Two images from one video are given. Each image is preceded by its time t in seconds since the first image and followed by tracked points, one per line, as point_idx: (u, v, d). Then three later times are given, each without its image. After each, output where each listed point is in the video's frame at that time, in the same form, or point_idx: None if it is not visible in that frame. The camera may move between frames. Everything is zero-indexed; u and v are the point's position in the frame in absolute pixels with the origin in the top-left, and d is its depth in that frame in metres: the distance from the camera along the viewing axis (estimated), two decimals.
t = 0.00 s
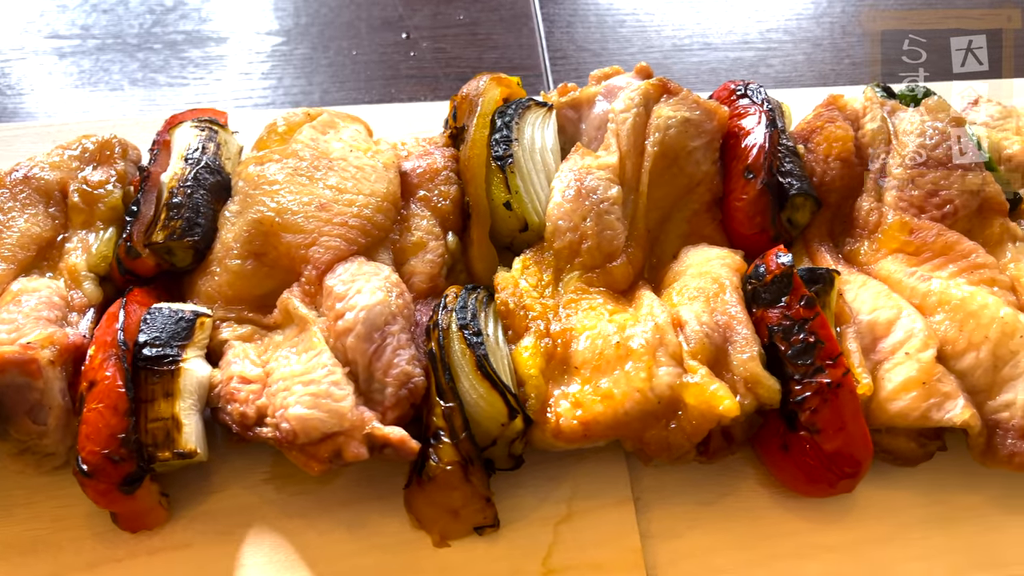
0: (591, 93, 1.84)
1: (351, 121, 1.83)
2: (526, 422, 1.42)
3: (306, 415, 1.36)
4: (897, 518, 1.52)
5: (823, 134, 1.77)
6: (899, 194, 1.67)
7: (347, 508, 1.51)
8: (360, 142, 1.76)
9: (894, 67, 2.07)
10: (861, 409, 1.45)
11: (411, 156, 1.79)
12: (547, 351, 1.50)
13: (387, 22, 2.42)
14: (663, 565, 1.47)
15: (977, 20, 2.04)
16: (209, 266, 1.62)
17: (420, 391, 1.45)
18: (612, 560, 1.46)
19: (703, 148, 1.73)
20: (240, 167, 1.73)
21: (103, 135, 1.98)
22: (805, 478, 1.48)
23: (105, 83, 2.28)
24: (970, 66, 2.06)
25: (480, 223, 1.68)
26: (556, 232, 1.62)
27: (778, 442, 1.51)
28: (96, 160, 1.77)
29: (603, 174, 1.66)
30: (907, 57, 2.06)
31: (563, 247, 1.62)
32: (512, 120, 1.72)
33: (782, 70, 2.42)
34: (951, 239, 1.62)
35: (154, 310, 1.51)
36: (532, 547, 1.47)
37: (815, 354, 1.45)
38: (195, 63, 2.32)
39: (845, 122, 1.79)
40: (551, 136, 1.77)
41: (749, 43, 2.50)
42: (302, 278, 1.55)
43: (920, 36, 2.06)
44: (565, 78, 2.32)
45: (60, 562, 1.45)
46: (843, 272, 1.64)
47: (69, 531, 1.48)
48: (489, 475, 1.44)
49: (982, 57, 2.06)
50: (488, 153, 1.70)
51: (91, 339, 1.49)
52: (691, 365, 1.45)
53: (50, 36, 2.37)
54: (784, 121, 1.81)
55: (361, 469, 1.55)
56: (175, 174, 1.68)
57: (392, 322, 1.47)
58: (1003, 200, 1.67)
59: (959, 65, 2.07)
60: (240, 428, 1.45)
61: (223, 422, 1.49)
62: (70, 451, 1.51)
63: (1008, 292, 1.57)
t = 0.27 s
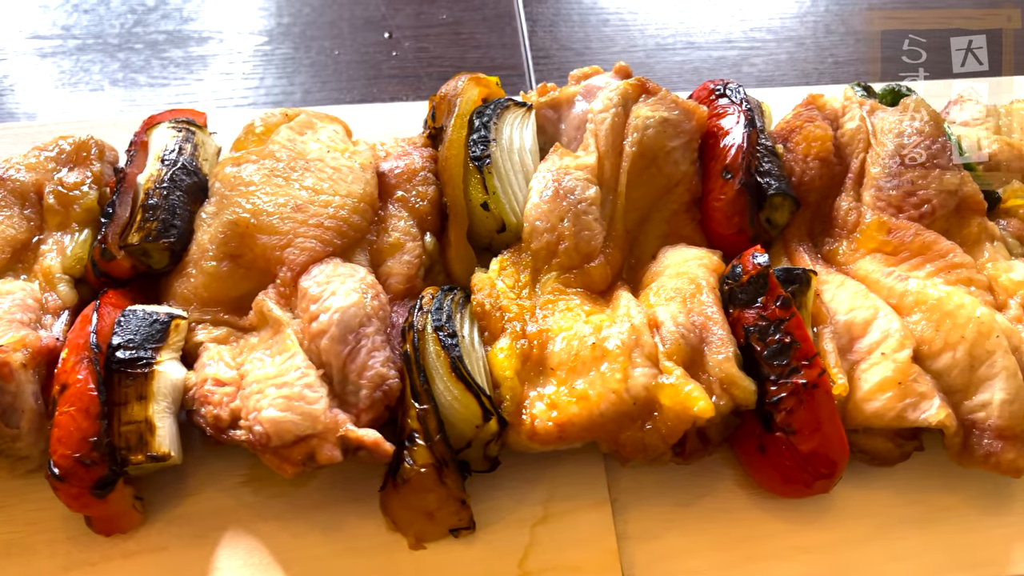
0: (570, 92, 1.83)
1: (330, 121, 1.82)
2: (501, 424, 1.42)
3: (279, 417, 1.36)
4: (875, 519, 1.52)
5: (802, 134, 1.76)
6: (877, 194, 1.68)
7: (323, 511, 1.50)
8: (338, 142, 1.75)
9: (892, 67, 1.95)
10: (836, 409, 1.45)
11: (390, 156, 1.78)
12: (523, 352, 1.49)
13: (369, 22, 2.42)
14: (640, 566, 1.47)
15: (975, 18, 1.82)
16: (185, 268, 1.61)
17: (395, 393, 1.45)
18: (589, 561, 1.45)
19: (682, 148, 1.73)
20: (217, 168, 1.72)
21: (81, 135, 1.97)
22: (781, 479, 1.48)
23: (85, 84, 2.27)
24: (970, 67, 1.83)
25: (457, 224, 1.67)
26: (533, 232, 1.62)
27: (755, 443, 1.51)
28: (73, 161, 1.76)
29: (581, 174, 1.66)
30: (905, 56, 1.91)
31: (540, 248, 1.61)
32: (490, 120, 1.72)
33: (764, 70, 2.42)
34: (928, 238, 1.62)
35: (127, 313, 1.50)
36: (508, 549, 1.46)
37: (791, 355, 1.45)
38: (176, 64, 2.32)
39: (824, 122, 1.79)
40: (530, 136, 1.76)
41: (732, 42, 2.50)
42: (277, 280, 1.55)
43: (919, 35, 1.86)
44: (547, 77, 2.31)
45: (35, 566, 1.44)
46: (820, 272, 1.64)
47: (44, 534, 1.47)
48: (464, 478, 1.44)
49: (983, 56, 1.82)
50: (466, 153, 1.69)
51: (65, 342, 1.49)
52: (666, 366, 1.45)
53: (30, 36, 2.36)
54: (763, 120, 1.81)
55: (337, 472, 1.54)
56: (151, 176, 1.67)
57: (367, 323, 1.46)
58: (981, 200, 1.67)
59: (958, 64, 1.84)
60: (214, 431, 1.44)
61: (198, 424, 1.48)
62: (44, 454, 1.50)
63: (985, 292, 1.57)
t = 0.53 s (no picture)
0: (549, 90, 1.82)
1: (306, 119, 1.81)
2: (473, 423, 1.41)
3: (249, 417, 1.35)
4: (850, 517, 1.52)
5: (781, 131, 1.76)
6: (855, 190, 1.67)
7: (296, 511, 1.50)
8: (314, 141, 1.75)
9: (892, 66, 1.97)
10: (810, 407, 1.45)
11: (367, 154, 1.77)
12: (498, 350, 1.49)
13: (351, 21, 2.44)
14: (614, 565, 1.46)
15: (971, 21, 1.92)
16: (159, 267, 1.60)
17: (368, 392, 1.44)
18: (562, 561, 1.45)
19: (660, 145, 1.72)
20: (192, 167, 1.72)
21: (56, 133, 1.95)
22: (755, 476, 1.48)
23: (64, 83, 2.26)
24: (970, 67, 1.89)
25: (433, 222, 1.67)
26: (510, 230, 1.61)
27: (730, 441, 1.50)
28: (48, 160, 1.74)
29: (558, 172, 1.65)
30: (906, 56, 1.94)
31: (517, 246, 1.61)
32: (467, 118, 1.71)
33: (746, 67, 2.42)
34: (905, 235, 1.61)
35: (100, 312, 1.49)
36: (482, 548, 1.46)
37: (766, 352, 1.44)
38: (156, 62, 2.31)
39: (803, 119, 1.78)
40: (507, 133, 1.75)
41: (714, 39, 2.51)
42: (251, 279, 1.54)
43: (919, 35, 1.93)
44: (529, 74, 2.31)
45: (6, 567, 1.44)
46: (797, 269, 1.64)
47: (15, 535, 1.47)
48: (437, 477, 1.43)
49: (982, 57, 1.90)
50: (443, 151, 1.69)
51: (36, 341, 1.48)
52: (640, 363, 1.45)
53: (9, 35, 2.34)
54: (742, 117, 1.81)
55: (311, 471, 1.54)
56: (125, 174, 1.66)
57: (340, 322, 1.45)
58: (959, 196, 1.66)
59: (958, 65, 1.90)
60: (186, 431, 1.44)
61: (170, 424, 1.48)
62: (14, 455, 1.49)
63: (961, 289, 1.57)
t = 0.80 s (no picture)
0: (521, 90, 1.81)
1: (277, 120, 1.80)
2: (439, 425, 1.41)
3: (212, 420, 1.35)
4: (820, 517, 1.51)
5: (753, 130, 1.75)
6: (826, 190, 1.66)
7: (264, 513, 1.49)
8: (284, 141, 1.74)
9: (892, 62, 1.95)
10: (778, 408, 1.44)
11: (338, 155, 1.76)
12: (465, 352, 1.48)
13: (328, 22, 2.44)
14: (583, 567, 1.46)
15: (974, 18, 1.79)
16: (127, 269, 1.59)
17: (333, 395, 1.43)
18: (530, 563, 1.44)
19: (631, 145, 1.71)
20: (161, 168, 1.71)
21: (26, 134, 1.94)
22: (724, 477, 1.48)
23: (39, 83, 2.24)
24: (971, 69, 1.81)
25: (403, 222, 1.66)
26: (479, 231, 1.60)
27: (698, 442, 1.50)
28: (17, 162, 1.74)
29: (529, 172, 1.64)
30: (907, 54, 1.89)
31: (486, 247, 1.60)
32: (437, 118, 1.70)
33: (723, 66, 2.43)
34: (876, 235, 1.61)
35: (65, 315, 1.48)
36: (450, 551, 1.45)
37: (733, 353, 1.44)
38: (132, 62, 2.31)
39: (775, 119, 1.78)
40: (478, 134, 1.75)
41: (692, 39, 2.53)
42: (218, 281, 1.53)
43: (920, 35, 1.82)
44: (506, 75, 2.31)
45: None
46: (768, 269, 1.63)
47: None
48: (403, 479, 1.42)
49: (982, 56, 1.80)
50: (413, 152, 1.68)
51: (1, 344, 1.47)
52: (608, 365, 1.44)
53: None
54: (714, 118, 1.81)
55: (279, 473, 1.53)
56: (94, 176, 1.65)
57: (306, 324, 1.45)
58: (930, 196, 1.66)
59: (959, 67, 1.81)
60: (150, 434, 1.43)
61: (136, 427, 1.47)
62: None
63: (931, 289, 1.57)
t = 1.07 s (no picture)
0: (496, 91, 1.80)
1: (249, 122, 1.78)
2: (407, 431, 1.39)
3: (176, 426, 1.33)
4: (795, 522, 1.50)
5: (729, 132, 1.74)
6: (802, 192, 1.65)
7: (232, 521, 1.47)
8: (254, 144, 1.72)
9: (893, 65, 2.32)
10: (750, 412, 1.43)
11: (310, 157, 1.75)
12: (435, 356, 1.47)
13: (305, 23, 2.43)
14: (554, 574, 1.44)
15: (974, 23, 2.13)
16: (94, 273, 1.57)
17: (300, 401, 1.41)
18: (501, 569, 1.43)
19: (606, 147, 1.70)
20: (130, 170, 1.68)
21: None
22: (695, 482, 1.47)
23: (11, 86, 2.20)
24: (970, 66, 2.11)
25: (375, 225, 1.65)
26: (451, 233, 1.58)
27: (670, 446, 1.49)
28: None
29: (503, 174, 1.63)
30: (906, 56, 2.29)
31: (459, 249, 1.58)
32: (410, 119, 1.68)
33: (704, 66, 2.46)
34: (851, 237, 1.60)
35: (30, 319, 1.47)
36: (420, 557, 1.43)
37: (704, 356, 1.43)
38: (107, 63, 2.30)
39: (751, 119, 1.77)
40: (450, 136, 1.73)
41: (673, 39, 2.55)
42: (185, 285, 1.51)
43: (920, 36, 2.29)
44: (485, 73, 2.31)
45: None
46: (742, 272, 1.62)
47: None
48: (370, 486, 1.41)
49: (982, 56, 2.12)
50: (385, 153, 1.66)
51: None
52: (578, 369, 1.43)
53: None
54: (690, 118, 1.79)
55: (248, 480, 1.51)
56: (61, 179, 1.63)
57: (274, 329, 1.43)
58: (905, 197, 1.65)
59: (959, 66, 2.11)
60: (114, 441, 1.40)
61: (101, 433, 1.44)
62: None
63: (906, 291, 1.55)
